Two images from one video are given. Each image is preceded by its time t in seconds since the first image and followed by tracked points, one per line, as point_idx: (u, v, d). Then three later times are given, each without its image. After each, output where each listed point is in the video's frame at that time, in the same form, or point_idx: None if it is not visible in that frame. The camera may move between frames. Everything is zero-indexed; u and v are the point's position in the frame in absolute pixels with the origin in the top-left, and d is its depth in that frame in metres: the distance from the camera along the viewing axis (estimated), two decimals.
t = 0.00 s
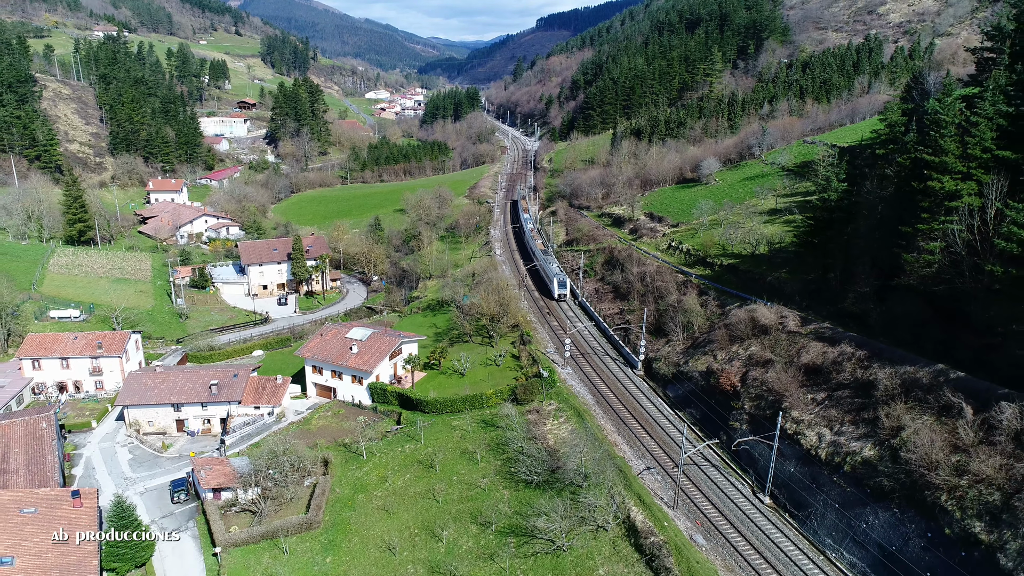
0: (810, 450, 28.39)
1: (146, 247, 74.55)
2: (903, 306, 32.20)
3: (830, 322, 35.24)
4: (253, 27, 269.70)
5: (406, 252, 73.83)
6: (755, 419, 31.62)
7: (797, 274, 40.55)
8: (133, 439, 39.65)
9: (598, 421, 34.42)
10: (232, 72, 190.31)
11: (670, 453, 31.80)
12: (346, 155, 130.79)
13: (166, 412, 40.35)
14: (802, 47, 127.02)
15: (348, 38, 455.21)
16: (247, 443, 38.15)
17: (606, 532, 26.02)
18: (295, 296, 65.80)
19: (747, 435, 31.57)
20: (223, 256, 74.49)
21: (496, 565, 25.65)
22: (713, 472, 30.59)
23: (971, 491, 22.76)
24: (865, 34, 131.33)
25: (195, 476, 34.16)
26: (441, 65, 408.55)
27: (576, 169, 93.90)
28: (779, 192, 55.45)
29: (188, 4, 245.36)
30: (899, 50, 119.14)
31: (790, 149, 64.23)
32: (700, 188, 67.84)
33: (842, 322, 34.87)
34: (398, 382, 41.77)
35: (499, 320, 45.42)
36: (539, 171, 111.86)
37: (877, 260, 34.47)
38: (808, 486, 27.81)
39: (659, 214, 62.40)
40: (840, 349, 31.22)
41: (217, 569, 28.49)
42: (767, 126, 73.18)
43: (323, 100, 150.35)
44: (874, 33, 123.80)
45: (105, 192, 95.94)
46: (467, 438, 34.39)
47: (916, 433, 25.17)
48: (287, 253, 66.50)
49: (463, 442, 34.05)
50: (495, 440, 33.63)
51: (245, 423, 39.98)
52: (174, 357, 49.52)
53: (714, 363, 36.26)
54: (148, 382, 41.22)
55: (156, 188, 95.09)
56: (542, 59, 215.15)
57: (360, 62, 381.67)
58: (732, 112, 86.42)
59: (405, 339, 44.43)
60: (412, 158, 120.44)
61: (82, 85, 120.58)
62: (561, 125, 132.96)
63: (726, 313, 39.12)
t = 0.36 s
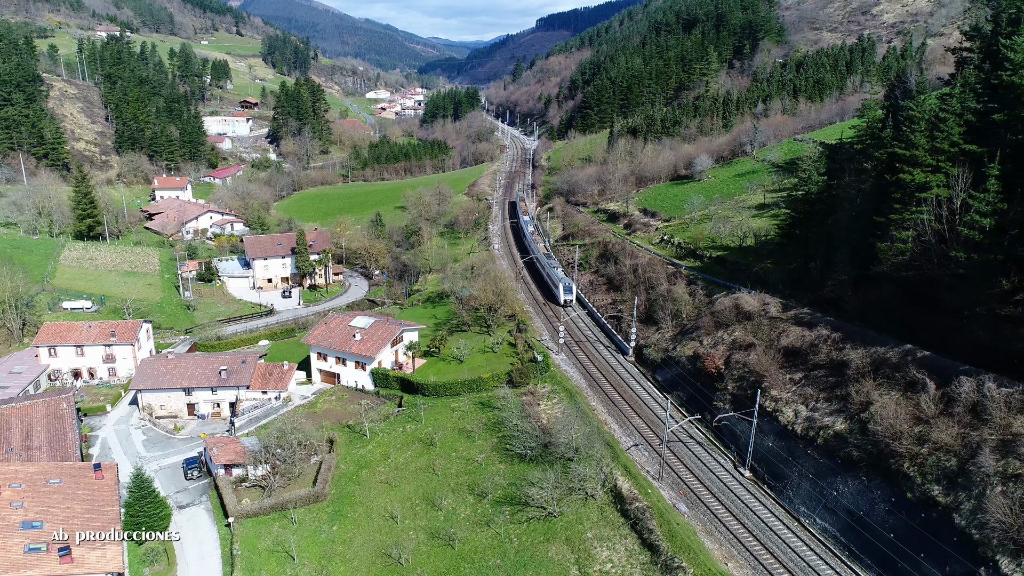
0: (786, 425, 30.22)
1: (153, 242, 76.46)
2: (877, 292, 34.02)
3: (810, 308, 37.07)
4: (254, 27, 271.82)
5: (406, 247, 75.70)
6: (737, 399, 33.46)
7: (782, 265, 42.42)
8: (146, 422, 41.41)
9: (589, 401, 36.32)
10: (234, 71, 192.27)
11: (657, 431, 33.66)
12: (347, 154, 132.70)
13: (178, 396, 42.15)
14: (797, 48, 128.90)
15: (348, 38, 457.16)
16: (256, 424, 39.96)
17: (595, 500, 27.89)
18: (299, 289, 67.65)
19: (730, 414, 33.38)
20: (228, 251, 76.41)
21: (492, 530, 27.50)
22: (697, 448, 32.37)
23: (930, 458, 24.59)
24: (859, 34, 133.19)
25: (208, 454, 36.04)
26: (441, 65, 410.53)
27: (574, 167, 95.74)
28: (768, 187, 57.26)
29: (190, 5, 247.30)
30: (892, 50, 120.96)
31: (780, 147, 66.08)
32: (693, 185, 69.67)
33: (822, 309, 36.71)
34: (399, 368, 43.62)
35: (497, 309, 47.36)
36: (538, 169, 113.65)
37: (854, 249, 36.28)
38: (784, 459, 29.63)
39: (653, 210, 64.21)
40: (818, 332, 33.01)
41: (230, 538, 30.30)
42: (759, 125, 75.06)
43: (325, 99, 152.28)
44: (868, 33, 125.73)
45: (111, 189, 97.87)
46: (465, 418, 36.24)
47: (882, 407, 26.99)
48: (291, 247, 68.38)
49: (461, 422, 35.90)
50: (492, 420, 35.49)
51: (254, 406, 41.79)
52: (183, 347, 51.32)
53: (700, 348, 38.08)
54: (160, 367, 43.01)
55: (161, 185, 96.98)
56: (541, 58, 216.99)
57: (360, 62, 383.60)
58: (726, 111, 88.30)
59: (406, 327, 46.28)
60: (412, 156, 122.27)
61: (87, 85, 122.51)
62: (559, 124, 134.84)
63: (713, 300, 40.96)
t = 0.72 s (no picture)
0: (765, 403, 32.08)
1: (160, 237, 78.36)
2: (853, 279, 35.87)
3: (791, 295, 38.91)
4: (255, 27, 273.64)
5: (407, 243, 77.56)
6: (721, 380, 35.28)
7: (766, 256, 44.25)
8: (158, 406, 43.26)
9: (581, 383, 38.21)
10: (235, 71, 194.01)
11: (644, 410, 35.51)
12: (348, 153, 134.49)
13: (188, 381, 43.99)
14: (792, 47, 130.65)
15: (348, 38, 458.92)
16: (263, 407, 41.84)
17: (584, 471, 29.76)
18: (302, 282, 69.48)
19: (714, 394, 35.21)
20: (233, 246, 78.29)
21: (487, 499, 29.39)
22: (681, 427, 34.16)
23: (895, 429, 26.43)
24: (853, 34, 134.91)
25: (218, 434, 37.92)
26: (441, 65, 412.25)
27: (571, 164, 97.55)
28: (757, 182, 59.04)
29: (191, 5, 249.02)
30: (885, 50, 122.70)
31: (771, 144, 67.91)
32: (686, 181, 71.48)
33: (802, 296, 38.58)
34: (400, 354, 45.47)
35: (494, 299, 49.23)
36: (536, 167, 115.37)
37: (833, 239, 38.08)
38: (762, 434, 31.50)
39: (646, 205, 66.04)
40: (796, 317, 34.84)
41: (241, 509, 32.20)
42: (751, 123, 76.90)
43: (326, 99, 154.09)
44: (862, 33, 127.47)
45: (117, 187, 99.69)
46: (463, 399, 38.14)
47: (853, 383, 28.85)
48: (295, 242, 70.26)
49: (459, 403, 37.74)
50: (488, 401, 37.34)
51: (261, 390, 43.66)
52: (191, 336, 53.17)
53: (687, 334, 39.91)
54: (171, 354, 44.84)
55: (166, 183, 98.88)
56: (540, 58, 218.73)
57: (360, 62, 385.35)
58: (720, 109, 90.13)
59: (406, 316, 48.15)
60: (412, 155, 123.94)
61: (92, 85, 124.37)
62: (558, 123, 136.67)
63: (700, 289, 42.77)
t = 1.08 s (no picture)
0: (745, 383, 33.93)
1: (166, 233, 80.36)
2: (830, 268, 37.70)
3: (773, 284, 40.76)
4: (257, 27, 275.45)
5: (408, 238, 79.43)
6: (706, 363, 37.14)
7: (752, 248, 46.09)
8: (170, 390, 45.17)
9: (573, 368, 40.12)
10: (237, 71, 195.90)
11: (633, 392, 37.40)
12: (350, 151, 136.40)
13: (198, 367, 45.90)
14: (787, 48, 132.45)
15: (349, 38, 460.77)
16: (270, 391, 43.83)
17: (573, 445, 31.66)
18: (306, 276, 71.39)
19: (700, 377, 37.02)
20: (238, 241, 80.26)
21: (483, 471, 31.26)
22: (667, 407, 36.03)
23: (863, 403, 28.24)
24: (848, 34, 136.73)
25: (228, 415, 39.88)
26: (442, 65, 414.12)
27: (569, 162, 99.44)
28: (747, 178, 60.93)
29: (193, 5, 250.81)
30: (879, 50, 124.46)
31: (762, 141, 69.74)
32: (680, 178, 73.35)
33: (784, 285, 40.46)
34: (401, 342, 47.34)
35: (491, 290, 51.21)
36: (535, 165, 117.18)
37: (813, 230, 39.94)
38: (743, 412, 33.37)
39: (641, 201, 67.90)
40: (777, 303, 36.64)
41: (251, 483, 34.10)
42: (743, 121, 78.78)
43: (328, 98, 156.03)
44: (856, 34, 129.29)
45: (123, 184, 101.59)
46: (461, 383, 40.08)
47: (826, 363, 30.66)
48: (299, 237, 72.23)
49: (457, 387, 39.61)
50: (484, 385, 39.19)
51: (268, 376, 45.64)
52: (199, 326, 55.05)
53: (674, 321, 41.77)
54: (182, 341, 46.71)
55: (172, 180, 100.76)
56: (540, 59, 220.65)
57: (361, 62, 387.20)
58: (715, 108, 91.97)
59: (407, 306, 50.06)
60: (412, 153, 125.48)
61: (98, 84, 126.33)
62: (556, 122, 138.51)
63: (688, 279, 44.67)
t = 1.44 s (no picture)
0: (727, 365, 35.81)
1: (173, 228, 82.40)
2: (809, 257, 39.54)
3: (756, 273, 42.60)
4: (258, 27, 277.20)
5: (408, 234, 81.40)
6: (690, 347, 39.03)
7: (738, 240, 47.89)
8: (179, 377, 47.04)
9: (564, 354, 42.04)
10: (240, 71, 197.89)
11: (620, 375, 39.29)
12: (351, 150, 138.43)
13: (206, 354, 47.73)
14: (783, 48, 134.29)
15: (350, 38, 462.85)
16: (276, 376, 45.77)
17: (562, 422, 33.60)
18: (308, 270, 73.29)
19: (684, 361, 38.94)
20: (242, 237, 82.33)
21: (477, 447, 33.21)
22: (653, 389, 37.92)
23: (833, 381, 30.11)
24: (843, 35, 138.49)
25: (235, 399, 41.82)
26: (442, 65, 416.03)
27: (566, 160, 101.37)
28: (736, 175, 62.83)
29: (196, 5, 252.69)
30: (873, 50, 126.22)
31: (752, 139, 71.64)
32: (673, 175, 75.26)
33: (767, 274, 42.27)
34: (400, 330, 49.21)
35: (488, 282, 53.17)
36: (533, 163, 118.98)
37: (794, 222, 41.78)
38: (724, 393, 35.23)
39: (634, 197, 69.79)
40: (758, 291, 38.53)
41: (258, 460, 36.03)
42: (736, 120, 80.72)
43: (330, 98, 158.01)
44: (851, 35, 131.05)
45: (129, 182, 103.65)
46: (458, 367, 42.04)
47: (800, 345, 32.55)
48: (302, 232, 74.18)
49: (454, 371, 41.56)
50: (479, 370, 41.12)
51: (273, 362, 47.58)
52: (206, 316, 56.98)
53: (662, 309, 43.66)
54: (190, 329, 48.54)
55: (176, 178, 102.62)
56: (540, 59, 222.39)
57: (362, 62, 389.32)
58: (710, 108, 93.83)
59: (407, 296, 51.94)
60: (413, 152, 127.22)
61: (104, 84, 128.33)
62: (555, 121, 140.43)
63: (676, 269, 46.55)
